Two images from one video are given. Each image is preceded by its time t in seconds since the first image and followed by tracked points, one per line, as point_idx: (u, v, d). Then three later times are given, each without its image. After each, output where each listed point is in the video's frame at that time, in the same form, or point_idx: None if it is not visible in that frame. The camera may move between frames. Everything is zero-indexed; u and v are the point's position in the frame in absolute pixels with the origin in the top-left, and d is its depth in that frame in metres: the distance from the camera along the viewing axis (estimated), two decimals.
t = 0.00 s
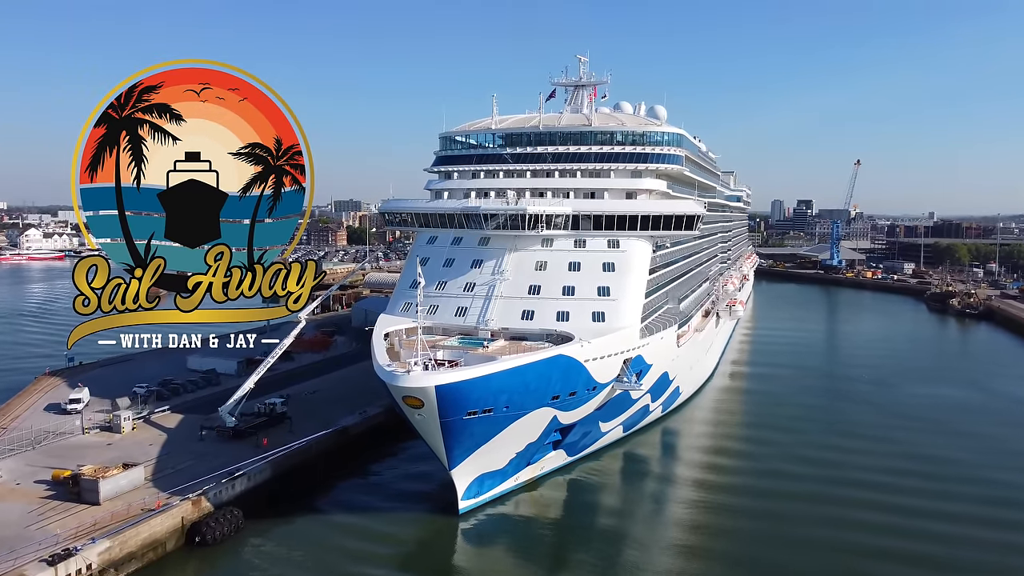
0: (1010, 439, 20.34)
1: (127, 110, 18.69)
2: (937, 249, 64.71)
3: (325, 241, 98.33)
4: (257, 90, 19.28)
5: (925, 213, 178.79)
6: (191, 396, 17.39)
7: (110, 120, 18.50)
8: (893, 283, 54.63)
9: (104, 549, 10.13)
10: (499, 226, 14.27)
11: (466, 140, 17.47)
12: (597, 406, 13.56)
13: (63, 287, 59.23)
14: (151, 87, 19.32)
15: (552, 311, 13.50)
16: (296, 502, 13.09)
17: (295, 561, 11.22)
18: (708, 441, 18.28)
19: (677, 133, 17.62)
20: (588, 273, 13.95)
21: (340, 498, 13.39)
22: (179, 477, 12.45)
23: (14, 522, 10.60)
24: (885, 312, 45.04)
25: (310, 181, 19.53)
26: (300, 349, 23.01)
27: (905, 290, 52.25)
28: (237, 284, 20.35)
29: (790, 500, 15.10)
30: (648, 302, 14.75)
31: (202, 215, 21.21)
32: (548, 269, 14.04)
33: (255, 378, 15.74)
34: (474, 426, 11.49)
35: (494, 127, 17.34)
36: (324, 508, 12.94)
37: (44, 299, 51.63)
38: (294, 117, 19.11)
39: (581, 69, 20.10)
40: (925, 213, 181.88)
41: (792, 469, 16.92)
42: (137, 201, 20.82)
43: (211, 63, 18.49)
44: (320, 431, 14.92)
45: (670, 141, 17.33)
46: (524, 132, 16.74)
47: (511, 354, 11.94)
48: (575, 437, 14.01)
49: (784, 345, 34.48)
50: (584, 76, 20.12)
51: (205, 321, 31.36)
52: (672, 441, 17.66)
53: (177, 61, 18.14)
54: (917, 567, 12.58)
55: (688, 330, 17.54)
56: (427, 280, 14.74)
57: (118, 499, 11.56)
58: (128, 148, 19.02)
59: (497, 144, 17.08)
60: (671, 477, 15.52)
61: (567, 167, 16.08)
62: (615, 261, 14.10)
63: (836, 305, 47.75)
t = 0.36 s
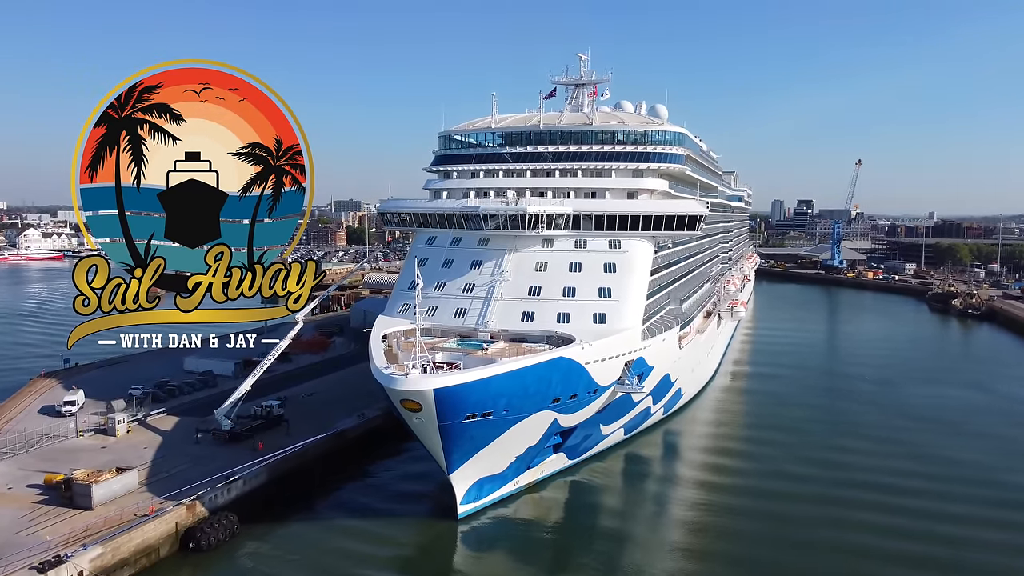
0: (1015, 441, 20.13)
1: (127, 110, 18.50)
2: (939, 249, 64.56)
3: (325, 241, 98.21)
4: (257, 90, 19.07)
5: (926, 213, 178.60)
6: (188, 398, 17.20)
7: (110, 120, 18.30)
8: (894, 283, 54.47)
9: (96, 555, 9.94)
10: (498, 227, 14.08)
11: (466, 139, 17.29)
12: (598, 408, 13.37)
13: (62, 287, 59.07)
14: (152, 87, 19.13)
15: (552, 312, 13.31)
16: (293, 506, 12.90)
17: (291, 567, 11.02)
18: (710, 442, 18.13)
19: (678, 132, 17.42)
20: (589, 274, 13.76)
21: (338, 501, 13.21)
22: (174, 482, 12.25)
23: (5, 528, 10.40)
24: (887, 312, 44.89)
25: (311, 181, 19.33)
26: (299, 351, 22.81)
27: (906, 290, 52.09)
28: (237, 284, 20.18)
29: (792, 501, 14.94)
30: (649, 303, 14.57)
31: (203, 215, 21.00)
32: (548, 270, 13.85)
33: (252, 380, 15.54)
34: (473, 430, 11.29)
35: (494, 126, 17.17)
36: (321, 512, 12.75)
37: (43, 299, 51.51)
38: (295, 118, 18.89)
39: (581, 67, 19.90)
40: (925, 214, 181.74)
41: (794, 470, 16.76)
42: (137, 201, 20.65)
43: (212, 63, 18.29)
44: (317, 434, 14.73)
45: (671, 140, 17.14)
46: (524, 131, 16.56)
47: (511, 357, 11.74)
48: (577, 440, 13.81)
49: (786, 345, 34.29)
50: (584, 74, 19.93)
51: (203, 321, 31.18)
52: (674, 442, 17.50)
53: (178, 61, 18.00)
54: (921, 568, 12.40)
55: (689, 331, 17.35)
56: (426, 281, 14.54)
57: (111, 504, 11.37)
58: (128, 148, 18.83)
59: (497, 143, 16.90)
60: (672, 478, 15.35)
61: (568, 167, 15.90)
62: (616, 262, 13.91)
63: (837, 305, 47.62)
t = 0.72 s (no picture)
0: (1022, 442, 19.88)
1: (127, 110, 18.27)
2: (941, 249, 64.32)
3: (324, 241, 98.03)
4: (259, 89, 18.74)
5: (927, 214, 178.35)
6: (184, 400, 16.98)
7: (111, 120, 18.09)
8: (896, 284, 54.26)
9: (86, 563, 9.73)
10: (498, 227, 13.87)
11: (465, 138, 17.08)
12: (600, 411, 13.16)
13: (60, 288, 58.85)
14: (152, 87, 18.94)
15: (553, 314, 13.09)
16: (288, 511, 12.69)
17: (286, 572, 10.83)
18: (713, 442, 17.95)
19: (681, 130, 17.21)
20: (590, 275, 13.55)
21: (335, 505, 13.02)
22: (167, 486, 12.03)
23: None
24: (889, 312, 44.69)
25: (309, 181, 19.41)
26: (297, 352, 22.60)
27: (908, 291, 51.87)
28: (237, 284, 19.99)
29: (797, 501, 14.77)
30: (651, 305, 14.36)
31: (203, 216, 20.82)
32: (548, 271, 13.65)
33: (248, 383, 15.33)
34: (471, 434, 11.08)
35: (494, 125, 16.96)
36: (318, 517, 12.56)
37: (42, 299, 51.33)
38: (294, 118, 19.14)
39: (583, 66, 19.68)
40: (926, 214, 181.48)
41: (799, 470, 16.57)
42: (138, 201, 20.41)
43: (211, 63, 18.20)
44: (314, 437, 14.52)
45: (673, 139, 16.93)
46: (524, 130, 16.35)
47: (511, 359, 11.53)
48: (577, 443, 13.59)
49: (788, 346, 34.09)
50: (586, 73, 19.71)
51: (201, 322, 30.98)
52: (677, 443, 17.33)
53: (178, 61, 18.14)
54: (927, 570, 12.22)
55: (691, 332, 17.14)
56: (424, 282, 14.34)
57: (104, 509, 11.16)
58: (128, 148, 18.82)
59: (497, 142, 16.69)
60: (675, 479, 15.22)
61: (568, 166, 15.68)
62: (618, 262, 13.71)
63: (838, 306, 47.39)
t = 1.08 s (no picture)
0: None
1: (127, 110, 18.07)
2: (942, 250, 64.09)
3: (324, 241, 97.81)
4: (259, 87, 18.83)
5: (928, 213, 178.13)
6: (179, 403, 16.79)
7: (110, 120, 17.88)
8: (897, 284, 54.02)
9: (77, 571, 9.52)
10: (497, 227, 13.66)
11: (464, 137, 16.87)
12: (601, 414, 12.95)
13: (59, 288, 58.69)
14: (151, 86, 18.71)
15: (553, 315, 12.88)
16: (284, 516, 12.48)
17: None
18: (715, 443, 17.79)
19: (683, 130, 17.01)
20: (591, 276, 13.35)
21: (332, 510, 12.81)
22: (161, 491, 11.83)
23: None
24: (891, 313, 44.45)
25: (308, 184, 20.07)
26: (294, 353, 22.39)
27: (910, 291, 51.64)
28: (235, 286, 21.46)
29: (801, 502, 14.59)
30: (653, 306, 14.15)
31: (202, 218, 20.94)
32: (549, 272, 13.44)
33: (244, 385, 15.12)
34: (470, 438, 10.87)
35: (493, 124, 16.75)
36: (314, 522, 12.35)
37: (40, 299, 51.19)
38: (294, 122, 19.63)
39: (584, 64, 19.47)
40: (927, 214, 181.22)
41: (803, 471, 16.40)
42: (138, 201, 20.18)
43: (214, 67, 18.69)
44: (310, 441, 14.31)
45: (675, 138, 16.72)
46: (524, 129, 16.15)
47: (510, 362, 11.32)
48: (578, 447, 13.39)
49: (790, 347, 33.87)
50: (587, 71, 19.51)
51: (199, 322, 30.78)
52: (679, 444, 17.17)
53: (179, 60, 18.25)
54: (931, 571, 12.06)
55: (693, 334, 16.93)
56: (423, 283, 14.13)
57: (96, 515, 10.96)
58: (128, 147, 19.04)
59: (497, 141, 16.49)
60: (678, 479, 15.08)
61: (568, 165, 15.46)
62: (619, 263, 13.50)
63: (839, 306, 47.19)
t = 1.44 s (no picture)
0: None
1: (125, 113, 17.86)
2: (944, 250, 63.90)
3: (323, 242, 97.59)
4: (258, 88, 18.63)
5: (929, 214, 177.77)
6: (175, 405, 16.58)
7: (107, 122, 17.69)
8: (899, 284, 53.83)
9: None
10: (497, 227, 13.45)
11: (464, 137, 16.69)
12: (602, 418, 12.74)
13: (57, 288, 58.56)
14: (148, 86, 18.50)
15: (554, 317, 12.67)
16: (280, 522, 12.27)
17: None
18: (718, 445, 17.70)
19: (685, 129, 16.80)
20: (592, 278, 13.14)
21: (329, 516, 12.59)
22: (154, 497, 11.64)
23: None
24: (892, 314, 44.25)
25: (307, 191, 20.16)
26: (292, 355, 22.18)
27: (911, 292, 51.44)
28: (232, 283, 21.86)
29: (804, 503, 14.48)
30: (655, 307, 13.94)
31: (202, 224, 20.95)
32: (549, 273, 13.24)
33: (240, 387, 14.91)
34: (469, 443, 10.67)
35: (493, 123, 16.56)
36: (310, 528, 12.13)
37: (39, 299, 51.06)
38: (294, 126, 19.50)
39: (585, 63, 19.27)
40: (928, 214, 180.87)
41: (806, 471, 16.29)
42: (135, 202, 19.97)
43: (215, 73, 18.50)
44: (307, 445, 14.10)
45: (677, 138, 16.52)
46: (524, 128, 15.96)
47: (510, 365, 11.10)
48: (578, 451, 13.18)
49: (791, 348, 33.66)
50: (587, 70, 19.31)
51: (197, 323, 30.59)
52: (681, 446, 17.07)
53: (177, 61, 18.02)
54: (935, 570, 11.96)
55: (695, 336, 16.72)
56: (421, 285, 13.92)
57: (87, 521, 10.74)
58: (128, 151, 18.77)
59: (496, 141, 16.30)
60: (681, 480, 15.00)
61: (569, 164, 15.24)
62: (620, 264, 13.30)
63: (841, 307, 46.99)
